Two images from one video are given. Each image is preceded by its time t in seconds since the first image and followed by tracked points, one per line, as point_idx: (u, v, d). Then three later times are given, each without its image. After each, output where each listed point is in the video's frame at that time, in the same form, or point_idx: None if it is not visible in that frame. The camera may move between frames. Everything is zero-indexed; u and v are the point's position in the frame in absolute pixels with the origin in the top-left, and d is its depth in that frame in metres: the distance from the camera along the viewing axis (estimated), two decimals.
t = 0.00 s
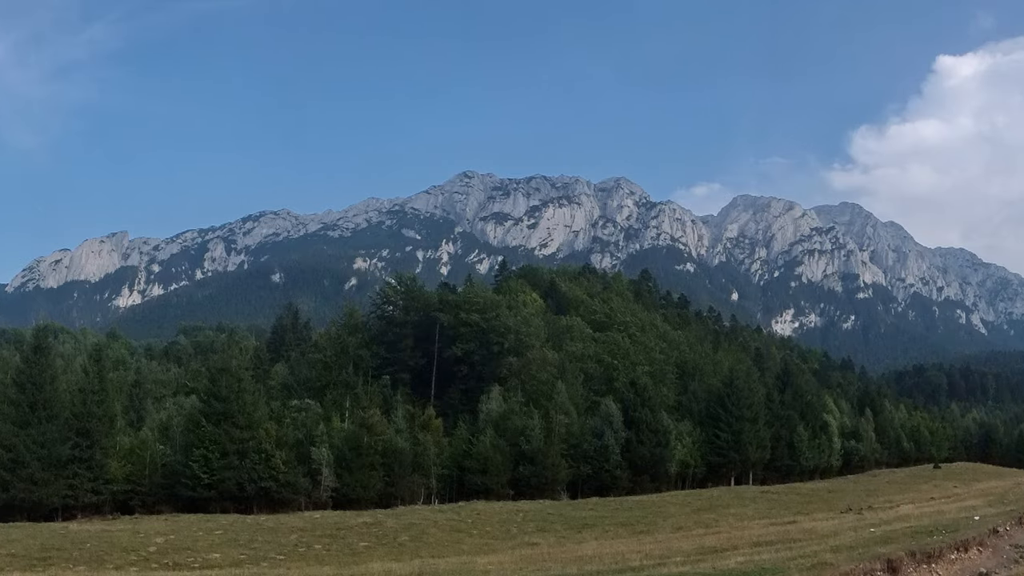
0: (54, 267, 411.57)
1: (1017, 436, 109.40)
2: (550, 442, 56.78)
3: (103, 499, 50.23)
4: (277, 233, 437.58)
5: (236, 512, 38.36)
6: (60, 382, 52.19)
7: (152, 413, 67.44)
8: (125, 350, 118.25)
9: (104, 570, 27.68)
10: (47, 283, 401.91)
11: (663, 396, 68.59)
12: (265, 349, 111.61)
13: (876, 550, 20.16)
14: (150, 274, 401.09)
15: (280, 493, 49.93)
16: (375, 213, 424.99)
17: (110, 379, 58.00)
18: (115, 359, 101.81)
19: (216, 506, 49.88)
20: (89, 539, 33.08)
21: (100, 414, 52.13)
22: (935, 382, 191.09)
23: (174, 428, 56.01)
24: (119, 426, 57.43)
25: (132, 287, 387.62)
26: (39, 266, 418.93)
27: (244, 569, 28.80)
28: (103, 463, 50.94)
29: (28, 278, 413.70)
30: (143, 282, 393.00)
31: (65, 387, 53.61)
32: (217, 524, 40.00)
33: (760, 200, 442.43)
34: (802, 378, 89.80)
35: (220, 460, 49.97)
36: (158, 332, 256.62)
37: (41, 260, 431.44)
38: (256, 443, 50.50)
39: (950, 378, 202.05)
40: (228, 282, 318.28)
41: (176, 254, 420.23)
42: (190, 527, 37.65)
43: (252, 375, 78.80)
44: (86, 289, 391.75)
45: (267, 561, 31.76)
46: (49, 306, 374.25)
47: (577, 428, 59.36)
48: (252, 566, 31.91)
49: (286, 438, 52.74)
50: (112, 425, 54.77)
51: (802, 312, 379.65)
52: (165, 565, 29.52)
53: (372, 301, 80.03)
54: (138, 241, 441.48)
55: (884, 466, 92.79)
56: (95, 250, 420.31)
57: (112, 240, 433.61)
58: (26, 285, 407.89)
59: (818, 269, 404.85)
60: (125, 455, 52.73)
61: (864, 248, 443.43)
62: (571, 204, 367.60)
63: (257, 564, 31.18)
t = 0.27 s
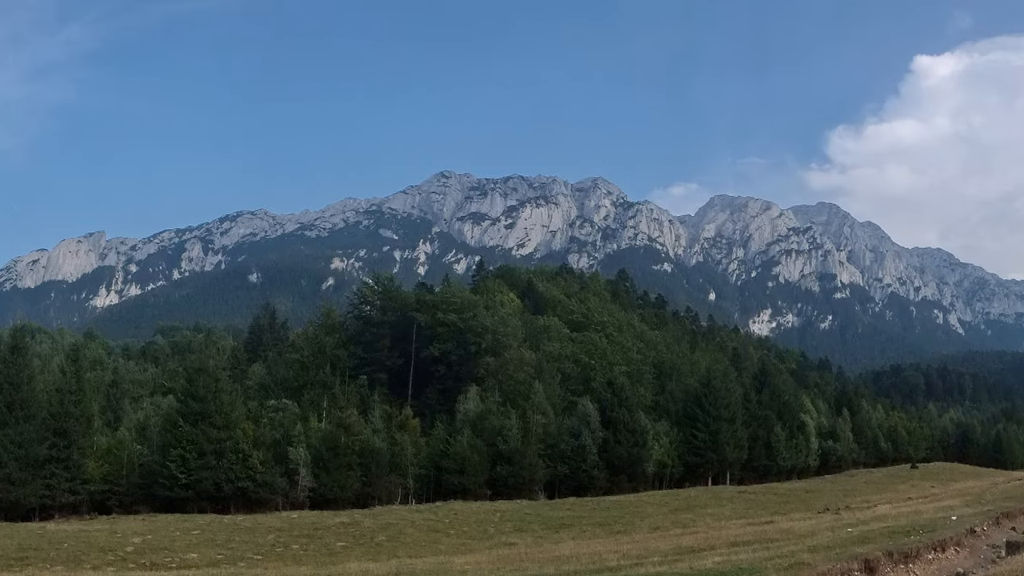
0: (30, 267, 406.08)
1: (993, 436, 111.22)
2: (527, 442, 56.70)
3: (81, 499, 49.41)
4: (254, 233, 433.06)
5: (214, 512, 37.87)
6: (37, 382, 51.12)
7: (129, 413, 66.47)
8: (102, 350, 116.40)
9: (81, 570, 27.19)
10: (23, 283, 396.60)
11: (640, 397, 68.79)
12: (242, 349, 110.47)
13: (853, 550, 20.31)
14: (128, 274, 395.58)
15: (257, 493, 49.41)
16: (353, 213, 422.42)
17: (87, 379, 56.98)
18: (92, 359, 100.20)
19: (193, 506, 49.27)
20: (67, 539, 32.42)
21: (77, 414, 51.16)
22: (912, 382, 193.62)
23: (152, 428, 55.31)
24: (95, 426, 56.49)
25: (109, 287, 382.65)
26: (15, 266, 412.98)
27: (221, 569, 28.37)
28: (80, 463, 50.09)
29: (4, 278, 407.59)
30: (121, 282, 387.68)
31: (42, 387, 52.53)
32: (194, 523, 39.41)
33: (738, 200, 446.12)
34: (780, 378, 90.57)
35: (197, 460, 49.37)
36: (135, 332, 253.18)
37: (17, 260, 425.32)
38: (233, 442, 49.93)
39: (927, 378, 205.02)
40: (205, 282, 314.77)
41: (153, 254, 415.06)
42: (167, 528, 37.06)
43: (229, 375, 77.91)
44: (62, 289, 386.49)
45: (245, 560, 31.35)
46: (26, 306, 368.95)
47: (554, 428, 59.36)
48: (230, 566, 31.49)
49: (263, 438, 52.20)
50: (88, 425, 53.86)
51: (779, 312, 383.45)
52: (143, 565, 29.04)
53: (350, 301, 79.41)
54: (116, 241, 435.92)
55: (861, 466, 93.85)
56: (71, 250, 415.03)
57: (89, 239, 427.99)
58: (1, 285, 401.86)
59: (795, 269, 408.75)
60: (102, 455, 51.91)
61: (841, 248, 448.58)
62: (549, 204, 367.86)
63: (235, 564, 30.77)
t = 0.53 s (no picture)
0: (9, 267, 401.11)
1: (971, 436, 112.77)
2: (505, 442, 56.57)
3: (60, 499, 48.59)
4: (233, 233, 428.48)
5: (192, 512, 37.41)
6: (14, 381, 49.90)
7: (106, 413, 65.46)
8: (80, 350, 114.66)
9: (60, 570, 26.70)
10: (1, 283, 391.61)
11: (619, 397, 68.94)
12: (220, 349, 109.44)
13: (831, 550, 20.43)
14: (106, 274, 390.10)
15: (236, 493, 48.91)
16: (331, 213, 419.74)
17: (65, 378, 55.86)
18: (69, 359, 98.62)
19: (171, 506, 48.68)
20: (45, 539, 31.79)
21: (55, 415, 50.12)
22: (891, 383, 195.84)
23: (130, 428, 54.54)
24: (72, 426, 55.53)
25: (88, 287, 377.75)
26: None
27: (200, 569, 27.99)
28: (59, 462, 49.20)
29: None
30: (99, 282, 382.32)
31: (19, 386, 51.38)
32: (172, 524, 38.88)
33: (717, 201, 449.36)
34: (759, 378, 91.22)
35: (176, 460, 48.76)
36: (114, 332, 249.75)
37: None
38: (212, 443, 49.35)
39: (906, 378, 207.62)
40: (184, 282, 311.15)
41: (132, 254, 410.07)
42: (146, 528, 36.52)
43: (208, 375, 77.06)
44: (42, 289, 381.94)
45: (224, 561, 30.96)
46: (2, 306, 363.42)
47: (533, 428, 59.31)
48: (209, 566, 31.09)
49: (241, 438, 51.62)
50: (66, 424, 52.93)
51: (758, 312, 386.73)
52: (121, 565, 28.57)
53: (329, 301, 78.83)
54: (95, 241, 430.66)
55: (840, 466, 94.69)
56: (50, 249, 410.27)
57: (68, 239, 422.67)
58: None
59: (774, 269, 412.12)
60: (80, 455, 51.07)
61: (820, 248, 453.09)
62: (527, 205, 367.85)
63: (214, 563, 30.38)
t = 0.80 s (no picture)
0: None
1: (951, 436, 114.37)
2: (486, 442, 56.42)
3: (40, 499, 47.67)
4: (213, 233, 424.07)
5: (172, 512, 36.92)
6: None
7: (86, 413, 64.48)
8: (59, 349, 113.11)
9: (39, 570, 26.20)
10: None
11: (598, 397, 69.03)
12: (200, 349, 108.53)
13: (811, 550, 20.53)
14: (86, 274, 385.22)
15: (215, 494, 48.32)
16: (311, 213, 417.08)
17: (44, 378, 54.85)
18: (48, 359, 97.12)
19: (151, 506, 48.00)
20: (24, 539, 31.17)
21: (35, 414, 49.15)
22: (871, 383, 198.02)
23: (110, 428, 53.70)
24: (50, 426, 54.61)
25: (69, 287, 373.27)
26: None
27: (180, 569, 27.59)
28: (39, 462, 48.25)
29: None
30: (79, 282, 377.25)
31: None
32: (152, 523, 38.36)
33: (697, 201, 452.36)
34: (738, 379, 91.90)
35: (156, 460, 48.10)
36: (94, 332, 246.71)
37: None
38: (192, 443, 48.72)
39: (886, 378, 210.09)
40: (163, 282, 307.85)
41: (111, 254, 405.36)
42: (125, 528, 35.98)
43: (188, 375, 76.26)
44: (22, 289, 378.29)
45: (203, 560, 30.55)
46: None
47: (513, 428, 59.21)
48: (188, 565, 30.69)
49: (221, 438, 51.04)
50: (44, 424, 52.03)
51: (738, 312, 389.92)
52: (100, 565, 28.10)
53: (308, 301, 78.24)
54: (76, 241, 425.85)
55: (820, 466, 95.55)
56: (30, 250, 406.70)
57: (48, 239, 418.00)
58: None
59: (754, 269, 415.29)
60: (59, 455, 50.22)
61: (800, 249, 456.90)
62: (507, 204, 368.00)
63: (194, 563, 29.97)
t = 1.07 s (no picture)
0: None
1: (931, 436, 115.61)
2: (466, 442, 56.28)
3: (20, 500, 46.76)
4: (194, 233, 419.48)
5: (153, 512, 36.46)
6: None
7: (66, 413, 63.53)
8: (39, 350, 111.33)
9: (18, 570, 25.74)
10: None
11: (580, 397, 69.09)
12: (182, 350, 107.31)
13: (792, 549, 20.62)
14: (67, 274, 379.99)
15: (196, 494, 47.79)
16: (292, 213, 414.18)
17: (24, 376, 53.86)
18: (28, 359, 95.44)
19: (132, 506, 47.33)
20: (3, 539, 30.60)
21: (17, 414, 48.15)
22: (852, 383, 199.66)
23: (90, 428, 52.93)
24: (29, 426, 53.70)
25: (49, 287, 367.94)
26: None
27: (161, 569, 27.22)
28: (20, 462, 47.34)
29: None
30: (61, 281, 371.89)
31: None
32: (133, 523, 37.89)
33: (678, 202, 454.35)
34: (720, 379, 92.45)
35: (137, 460, 47.49)
36: (75, 332, 243.42)
37: None
38: (173, 443, 48.18)
39: (868, 378, 211.87)
40: (144, 282, 304.33)
41: (92, 254, 400.33)
42: (106, 528, 35.48)
43: (170, 375, 75.34)
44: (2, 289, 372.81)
45: (184, 560, 30.18)
46: None
47: (494, 428, 59.12)
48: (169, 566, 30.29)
49: (202, 438, 50.52)
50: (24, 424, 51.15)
51: (720, 312, 392.33)
52: (81, 565, 27.69)
53: (290, 301, 77.68)
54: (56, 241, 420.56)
55: (802, 466, 96.25)
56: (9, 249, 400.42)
57: (27, 239, 412.57)
58: None
59: (735, 269, 417.67)
60: (39, 455, 49.39)
61: (782, 249, 460.20)
62: (489, 205, 367.65)
63: (175, 563, 29.61)
